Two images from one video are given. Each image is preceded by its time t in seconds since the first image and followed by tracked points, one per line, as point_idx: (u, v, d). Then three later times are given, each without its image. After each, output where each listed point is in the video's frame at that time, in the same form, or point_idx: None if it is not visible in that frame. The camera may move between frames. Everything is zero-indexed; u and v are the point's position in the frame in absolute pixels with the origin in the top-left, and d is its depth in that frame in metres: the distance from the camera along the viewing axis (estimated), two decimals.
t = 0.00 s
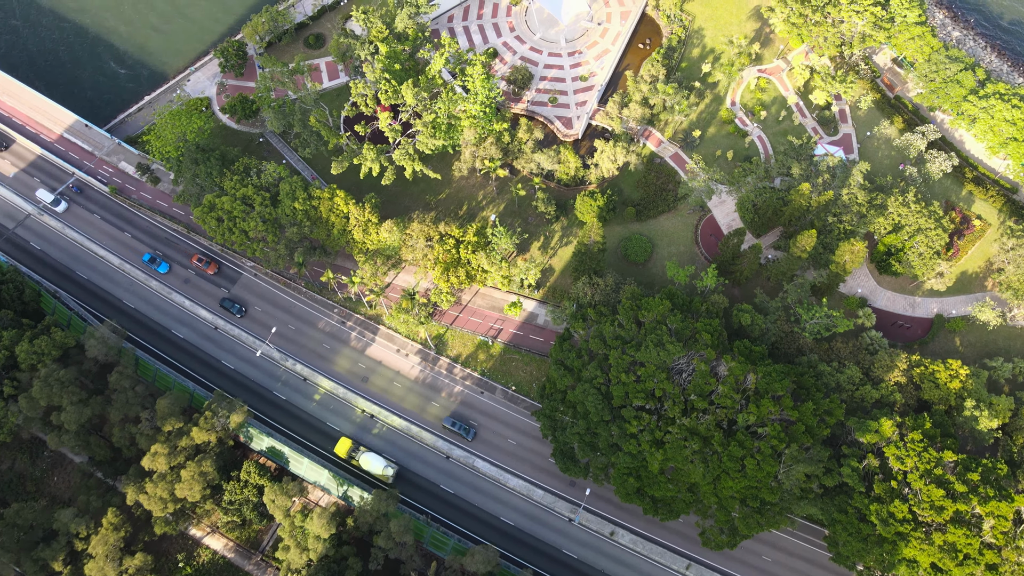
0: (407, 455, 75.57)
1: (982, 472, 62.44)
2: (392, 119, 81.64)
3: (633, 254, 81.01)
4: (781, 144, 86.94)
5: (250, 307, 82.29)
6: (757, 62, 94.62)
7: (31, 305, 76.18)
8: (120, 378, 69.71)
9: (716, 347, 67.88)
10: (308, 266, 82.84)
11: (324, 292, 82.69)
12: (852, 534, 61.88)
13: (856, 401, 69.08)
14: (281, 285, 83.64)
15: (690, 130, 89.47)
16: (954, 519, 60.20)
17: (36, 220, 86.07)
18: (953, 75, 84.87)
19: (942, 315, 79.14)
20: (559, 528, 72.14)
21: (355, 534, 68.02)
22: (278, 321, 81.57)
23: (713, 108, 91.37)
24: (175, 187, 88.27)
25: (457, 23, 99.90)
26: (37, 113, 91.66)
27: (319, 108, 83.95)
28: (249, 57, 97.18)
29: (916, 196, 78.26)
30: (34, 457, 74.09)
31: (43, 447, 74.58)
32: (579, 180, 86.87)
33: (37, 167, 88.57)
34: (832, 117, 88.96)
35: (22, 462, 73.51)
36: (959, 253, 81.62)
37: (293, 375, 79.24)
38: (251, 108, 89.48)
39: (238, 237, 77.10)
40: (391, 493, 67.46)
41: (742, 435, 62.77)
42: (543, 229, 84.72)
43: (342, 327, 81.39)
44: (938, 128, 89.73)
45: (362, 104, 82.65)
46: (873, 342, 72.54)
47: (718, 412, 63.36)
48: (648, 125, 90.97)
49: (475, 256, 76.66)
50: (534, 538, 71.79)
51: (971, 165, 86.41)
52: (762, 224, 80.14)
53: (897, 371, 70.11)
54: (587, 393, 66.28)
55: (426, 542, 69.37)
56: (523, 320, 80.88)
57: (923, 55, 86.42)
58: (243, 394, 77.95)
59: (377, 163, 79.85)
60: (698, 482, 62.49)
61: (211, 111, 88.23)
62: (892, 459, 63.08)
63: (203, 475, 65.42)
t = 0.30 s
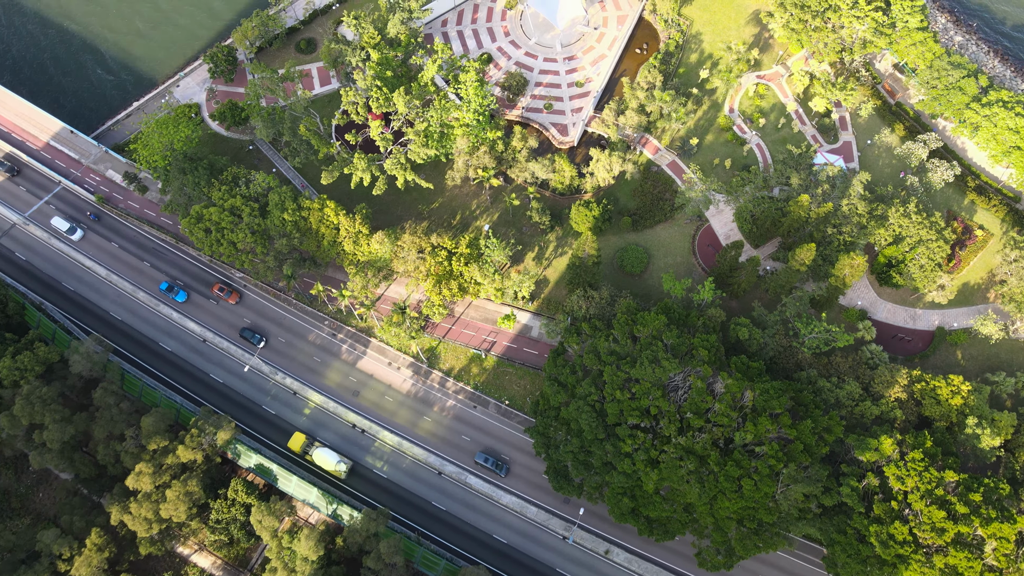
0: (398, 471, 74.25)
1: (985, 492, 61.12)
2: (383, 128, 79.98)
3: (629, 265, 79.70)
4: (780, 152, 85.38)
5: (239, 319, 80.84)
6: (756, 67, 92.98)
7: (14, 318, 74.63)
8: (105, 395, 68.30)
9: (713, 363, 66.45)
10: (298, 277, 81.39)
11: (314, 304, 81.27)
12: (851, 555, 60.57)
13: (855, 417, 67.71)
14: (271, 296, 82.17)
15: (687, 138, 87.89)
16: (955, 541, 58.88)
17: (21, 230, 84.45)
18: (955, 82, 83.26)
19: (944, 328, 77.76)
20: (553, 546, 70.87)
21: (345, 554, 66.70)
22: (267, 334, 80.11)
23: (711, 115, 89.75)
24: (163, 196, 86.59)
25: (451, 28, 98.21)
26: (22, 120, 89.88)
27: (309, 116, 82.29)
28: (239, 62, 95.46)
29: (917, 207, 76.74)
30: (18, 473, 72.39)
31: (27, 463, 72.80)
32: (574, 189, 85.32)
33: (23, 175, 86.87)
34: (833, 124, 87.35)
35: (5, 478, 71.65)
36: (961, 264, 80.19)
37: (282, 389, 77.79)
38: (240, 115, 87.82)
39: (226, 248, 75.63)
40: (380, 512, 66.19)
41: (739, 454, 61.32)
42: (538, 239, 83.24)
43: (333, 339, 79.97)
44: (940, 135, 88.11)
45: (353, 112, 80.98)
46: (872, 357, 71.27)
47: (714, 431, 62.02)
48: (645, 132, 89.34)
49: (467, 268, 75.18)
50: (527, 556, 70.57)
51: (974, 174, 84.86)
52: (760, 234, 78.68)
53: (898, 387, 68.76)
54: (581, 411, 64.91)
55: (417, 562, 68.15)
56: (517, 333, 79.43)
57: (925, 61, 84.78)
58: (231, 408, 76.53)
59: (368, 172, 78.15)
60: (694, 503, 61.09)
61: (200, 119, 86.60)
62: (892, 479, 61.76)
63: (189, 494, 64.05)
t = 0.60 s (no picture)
0: (389, 487, 72.95)
1: (987, 513, 59.85)
2: (374, 136, 78.37)
3: (625, 276, 78.27)
4: (779, 161, 83.82)
5: (227, 332, 79.36)
6: (754, 74, 91.33)
7: None
8: (89, 412, 66.91)
9: (710, 380, 65.05)
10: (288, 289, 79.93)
11: (304, 316, 79.81)
12: None
13: (855, 434, 66.34)
14: (260, 308, 80.57)
15: (685, 146, 86.34)
16: (957, 564, 57.55)
17: (6, 240, 82.84)
18: (957, 89, 81.59)
19: (945, 341, 76.39)
20: (546, 565, 69.68)
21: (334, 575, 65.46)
22: (257, 347, 78.64)
23: (709, 122, 88.16)
24: (151, 206, 84.93)
25: (445, 32, 96.54)
26: (7, 127, 88.09)
27: (299, 124, 80.70)
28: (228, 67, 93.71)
29: (919, 218, 75.27)
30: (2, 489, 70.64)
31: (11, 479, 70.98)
32: (569, 198, 83.82)
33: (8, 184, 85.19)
34: (832, 132, 85.80)
35: None
36: (963, 275, 78.73)
37: (272, 403, 76.36)
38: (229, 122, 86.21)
39: (214, 260, 74.14)
40: (370, 532, 64.94)
41: (736, 474, 59.87)
42: (532, 250, 81.77)
43: (324, 353, 78.49)
44: (942, 143, 86.57)
45: (343, 121, 79.36)
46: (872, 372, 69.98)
47: (711, 451, 60.62)
48: (642, 139, 87.71)
49: (459, 280, 73.72)
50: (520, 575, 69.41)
51: (976, 183, 83.29)
52: (759, 246, 77.07)
53: (898, 404, 67.40)
54: (575, 429, 63.56)
55: None
56: (511, 345, 78.05)
57: (927, 68, 83.16)
58: (220, 423, 75.21)
59: (359, 182, 76.57)
60: (689, 524, 59.64)
61: (188, 126, 84.94)
62: (892, 500, 60.44)
63: (174, 515, 62.75)
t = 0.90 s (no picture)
0: (380, 505, 71.68)
1: (989, 535, 58.59)
2: (365, 146, 76.82)
3: (621, 289, 76.85)
4: (778, 170, 82.26)
5: (216, 345, 77.95)
6: (753, 80, 89.74)
7: None
8: (73, 430, 65.58)
9: (706, 398, 63.67)
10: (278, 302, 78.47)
11: (294, 329, 78.38)
12: None
13: (854, 452, 65.03)
14: (249, 321, 79.13)
15: (682, 155, 84.80)
16: None
17: None
18: (959, 97, 79.97)
19: (946, 355, 75.02)
20: None
21: None
22: (246, 360, 77.28)
23: (706, 130, 86.59)
24: (138, 216, 83.31)
25: (438, 38, 94.84)
26: None
27: (289, 134, 79.11)
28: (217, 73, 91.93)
29: (920, 230, 73.80)
30: None
31: None
32: (564, 208, 82.31)
33: None
34: (832, 141, 84.24)
35: None
36: (965, 288, 77.33)
37: (261, 419, 75.01)
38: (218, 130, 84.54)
39: (202, 274, 72.66)
40: (360, 553, 63.72)
41: (733, 495, 58.44)
42: (526, 261, 80.32)
43: (313, 366, 77.13)
44: (944, 152, 85.01)
45: (333, 130, 77.75)
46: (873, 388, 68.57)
47: (707, 471, 59.23)
48: (638, 148, 86.12)
49: (451, 294, 72.24)
50: None
51: (978, 193, 81.79)
52: (757, 258, 75.48)
53: (899, 422, 66.06)
54: (568, 448, 62.22)
55: None
56: (505, 359, 76.66)
57: (929, 75, 81.45)
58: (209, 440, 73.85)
59: (349, 194, 75.05)
60: (685, 547, 58.24)
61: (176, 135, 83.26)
62: (892, 521, 59.16)
63: (159, 537, 61.47)
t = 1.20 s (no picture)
0: (370, 524, 70.36)
1: (991, 559, 57.29)
2: (356, 156, 75.32)
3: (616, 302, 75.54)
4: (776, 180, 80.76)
5: (203, 359, 76.55)
6: (752, 88, 88.20)
7: None
8: (56, 450, 64.24)
9: (703, 417, 62.32)
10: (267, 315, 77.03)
11: (283, 343, 76.97)
12: None
13: (854, 472, 63.70)
14: (237, 335, 77.74)
15: (679, 164, 83.22)
16: None
17: None
18: (962, 105, 78.28)
19: (948, 370, 73.64)
20: None
21: None
22: (234, 375, 75.86)
23: (704, 138, 85.07)
24: (124, 226, 81.79)
25: (431, 43, 93.21)
26: None
27: (278, 144, 77.55)
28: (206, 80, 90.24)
29: (921, 243, 72.34)
30: None
31: None
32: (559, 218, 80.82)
33: None
34: (832, 150, 82.69)
35: None
36: (967, 301, 75.91)
37: (249, 435, 73.66)
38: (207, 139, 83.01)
39: (188, 288, 71.24)
40: None
41: (729, 518, 57.05)
42: (520, 273, 78.90)
43: (302, 381, 75.75)
44: (946, 161, 83.43)
45: (323, 140, 76.17)
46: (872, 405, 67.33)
47: (703, 494, 57.83)
48: (635, 156, 84.54)
49: (443, 308, 70.82)
50: None
51: (981, 203, 80.30)
52: (755, 271, 74.01)
53: (900, 440, 64.70)
54: (562, 469, 60.89)
55: None
56: (498, 374, 75.28)
57: (930, 83, 79.73)
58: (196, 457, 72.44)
59: (339, 206, 73.58)
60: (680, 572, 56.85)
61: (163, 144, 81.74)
62: (892, 545, 57.82)
63: (143, 560, 60.19)
